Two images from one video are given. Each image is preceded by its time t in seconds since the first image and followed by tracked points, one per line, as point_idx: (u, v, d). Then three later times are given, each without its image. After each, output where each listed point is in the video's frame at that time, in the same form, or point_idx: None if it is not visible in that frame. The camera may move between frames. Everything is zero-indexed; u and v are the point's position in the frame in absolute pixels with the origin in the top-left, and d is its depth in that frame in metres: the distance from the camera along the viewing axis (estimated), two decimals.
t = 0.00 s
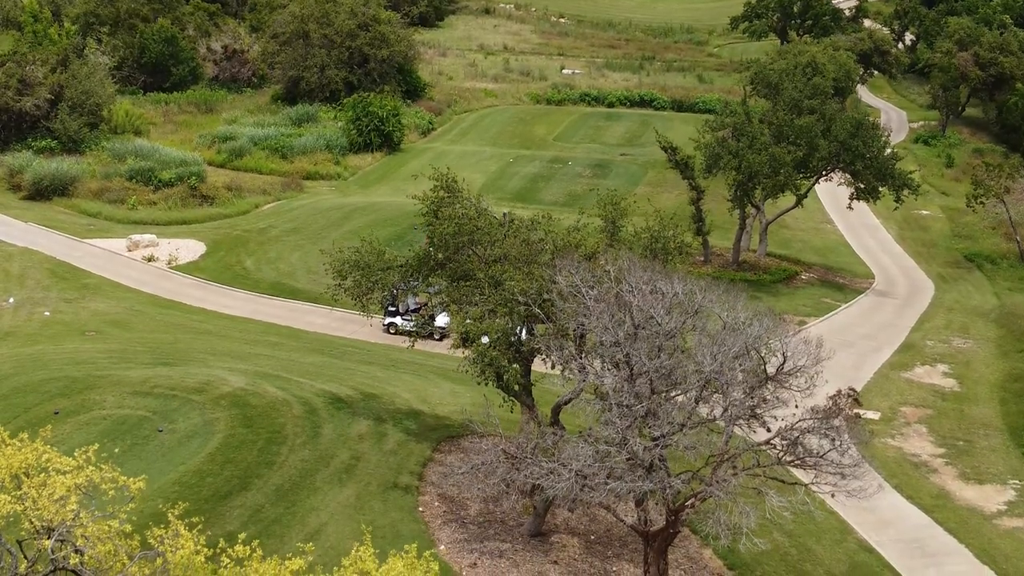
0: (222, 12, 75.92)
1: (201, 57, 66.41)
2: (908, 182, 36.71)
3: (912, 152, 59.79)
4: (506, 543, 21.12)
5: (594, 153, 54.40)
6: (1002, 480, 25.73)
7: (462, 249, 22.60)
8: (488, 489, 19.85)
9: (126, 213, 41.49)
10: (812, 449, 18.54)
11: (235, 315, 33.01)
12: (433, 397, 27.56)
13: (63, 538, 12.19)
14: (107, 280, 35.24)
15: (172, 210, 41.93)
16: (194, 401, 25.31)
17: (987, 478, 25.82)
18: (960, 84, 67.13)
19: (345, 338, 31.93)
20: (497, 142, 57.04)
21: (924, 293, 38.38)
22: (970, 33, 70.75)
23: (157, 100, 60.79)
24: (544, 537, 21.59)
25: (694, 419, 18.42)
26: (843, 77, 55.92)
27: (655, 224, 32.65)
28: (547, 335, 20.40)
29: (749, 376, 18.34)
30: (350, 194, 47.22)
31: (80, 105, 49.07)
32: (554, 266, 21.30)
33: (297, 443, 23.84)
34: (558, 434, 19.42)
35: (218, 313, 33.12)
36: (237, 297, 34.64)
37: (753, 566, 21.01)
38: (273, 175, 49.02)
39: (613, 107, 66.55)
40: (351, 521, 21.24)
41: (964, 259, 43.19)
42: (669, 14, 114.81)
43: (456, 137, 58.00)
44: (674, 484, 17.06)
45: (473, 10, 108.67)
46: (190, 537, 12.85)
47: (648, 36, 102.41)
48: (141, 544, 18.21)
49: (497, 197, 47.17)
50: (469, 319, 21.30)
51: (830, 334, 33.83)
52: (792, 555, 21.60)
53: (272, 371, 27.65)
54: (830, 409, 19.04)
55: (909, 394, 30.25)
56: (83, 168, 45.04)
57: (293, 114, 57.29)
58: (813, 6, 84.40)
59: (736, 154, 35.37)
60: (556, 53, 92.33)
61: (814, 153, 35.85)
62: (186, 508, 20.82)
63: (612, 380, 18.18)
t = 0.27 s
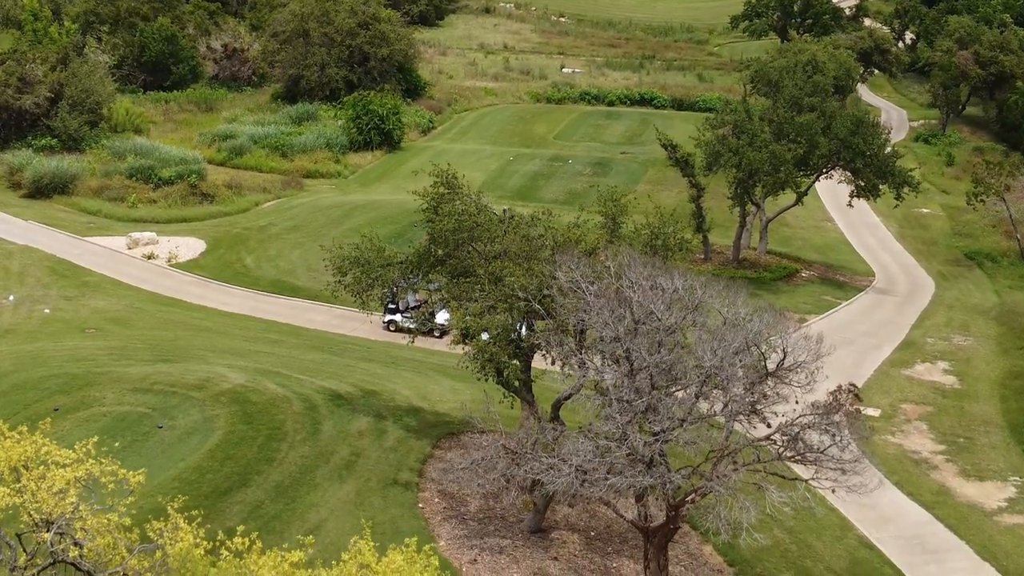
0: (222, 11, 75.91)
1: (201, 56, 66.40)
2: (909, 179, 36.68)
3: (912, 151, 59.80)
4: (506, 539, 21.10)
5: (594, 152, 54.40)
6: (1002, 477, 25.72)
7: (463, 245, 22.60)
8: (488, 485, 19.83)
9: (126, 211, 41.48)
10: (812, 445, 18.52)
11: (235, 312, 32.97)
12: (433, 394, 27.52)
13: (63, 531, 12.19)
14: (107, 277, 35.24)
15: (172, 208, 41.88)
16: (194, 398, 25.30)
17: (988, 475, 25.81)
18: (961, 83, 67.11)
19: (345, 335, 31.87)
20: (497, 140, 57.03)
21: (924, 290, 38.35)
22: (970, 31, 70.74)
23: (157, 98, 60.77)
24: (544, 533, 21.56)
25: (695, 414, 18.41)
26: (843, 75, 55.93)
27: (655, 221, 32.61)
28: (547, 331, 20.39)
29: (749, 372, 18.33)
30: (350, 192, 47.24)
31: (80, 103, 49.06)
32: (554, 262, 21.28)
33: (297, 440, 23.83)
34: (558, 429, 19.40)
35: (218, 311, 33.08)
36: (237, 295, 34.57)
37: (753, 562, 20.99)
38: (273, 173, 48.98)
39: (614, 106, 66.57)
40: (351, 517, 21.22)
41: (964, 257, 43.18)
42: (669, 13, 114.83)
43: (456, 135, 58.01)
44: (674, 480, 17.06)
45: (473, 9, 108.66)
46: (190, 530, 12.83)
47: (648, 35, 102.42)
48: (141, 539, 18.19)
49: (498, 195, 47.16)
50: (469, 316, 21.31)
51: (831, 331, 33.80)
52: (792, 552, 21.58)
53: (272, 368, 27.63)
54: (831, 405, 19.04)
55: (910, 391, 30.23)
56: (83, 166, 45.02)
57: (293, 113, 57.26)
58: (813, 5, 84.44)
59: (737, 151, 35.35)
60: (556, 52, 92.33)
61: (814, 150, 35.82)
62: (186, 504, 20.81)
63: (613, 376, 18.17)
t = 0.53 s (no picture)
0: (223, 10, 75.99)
1: (201, 54, 66.36)
2: (909, 177, 36.64)
3: (912, 149, 59.81)
4: (506, 536, 21.08)
5: (594, 150, 54.41)
6: (1002, 474, 25.71)
7: (463, 241, 22.61)
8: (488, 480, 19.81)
9: (126, 209, 41.46)
10: (812, 441, 18.51)
11: (235, 310, 32.90)
12: (433, 391, 27.45)
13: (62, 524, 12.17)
14: (107, 275, 35.25)
15: (172, 206, 41.83)
16: (194, 394, 25.29)
17: (988, 472, 25.80)
18: (961, 81, 67.11)
19: (345, 332, 31.79)
20: (497, 139, 57.00)
21: (924, 288, 38.30)
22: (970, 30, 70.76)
23: (158, 97, 60.80)
24: (544, 530, 21.54)
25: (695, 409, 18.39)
26: (843, 74, 55.96)
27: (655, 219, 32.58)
28: (547, 326, 20.37)
29: (749, 367, 18.32)
30: (350, 190, 47.23)
31: (80, 101, 48.78)
32: (554, 258, 21.25)
33: (297, 436, 23.81)
34: (558, 425, 19.37)
35: (217, 308, 33.05)
36: (237, 292, 34.50)
37: (753, 558, 20.98)
38: (273, 171, 48.91)
39: (614, 105, 66.60)
40: (351, 513, 21.22)
41: (964, 255, 43.17)
42: (670, 12, 114.81)
43: (456, 133, 58.01)
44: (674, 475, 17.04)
45: (473, 8, 108.61)
46: (189, 523, 12.83)
47: (648, 34, 102.43)
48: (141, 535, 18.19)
49: (498, 193, 47.16)
50: (469, 311, 21.34)
51: (831, 328, 33.76)
52: (792, 548, 21.55)
53: (272, 365, 27.61)
54: (831, 400, 19.03)
55: (910, 388, 30.22)
56: (83, 164, 44.99)
57: (293, 111, 57.22)
58: (813, 4, 84.50)
59: (737, 148, 35.33)
60: (556, 51, 92.36)
61: (814, 147, 35.80)
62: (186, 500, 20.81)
63: (612, 370, 18.16)
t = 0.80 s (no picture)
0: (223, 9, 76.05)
1: (201, 54, 66.33)
2: (909, 176, 36.59)
3: (912, 149, 59.81)
4: (506, 534, 21.09)
5: (594, 149, 54.40)
6: (1002, 473, 25.71)
7: (463, 240, 22.63)
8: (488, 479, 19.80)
9: (126, 208, 41.46)
10: (812, 439, 18.53)
11: (235, 309, 32.85)
12: (433, 390, 27.42)
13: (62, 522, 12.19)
14: (107, 274, 35.27)
15: (172, 205, 41.80)
16: (194, 393, 25.30)
17: (988, 471, 25.80)
18: (961, 81, 67.08)
19: (346, 332, 31.73)
20: (497, 138, 56.99)
21: (924, 287, 38.28)
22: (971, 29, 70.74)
23: (158, 96, 60.82)
24: (544, 529, 21.54)
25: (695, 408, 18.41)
26: (843, 73, 55.96)
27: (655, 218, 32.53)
28: (547, 325, 20.38)
29: (750, 365, 18.34)
30: (350, 189, 47.24)
31: (80, 100, 48.70)
32: (554, 257, 21.26)
33: (297, 435, 23.82)
34: (558, 423, 19.37)
35: (217, 307, 33.03)
36: (237, 291, 34.45)
37: (753, 557, 20.99)
38: (273, 170, 48.87)
39: (614, 104, 66.61)
40: (351, 512, 21.24)
41: (964, 255, 43.16)
42: (670, 12, 114.79)
43: (456, 133, 58.01)
44: (674, 473, 17.05)
45: (474, 7, 108.59)
46: (190, 522, 12.83)
47: (648, 33, 102.44)
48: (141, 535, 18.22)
49: (498, 193, 47.17)
50: (469, 310, 21.37)
51: (830, 327, 33.75)
52: (792, 547, 21.57)
53: (272, 364, 27.61)
54: (831, 399, 19.07)
55: (910, 387, 30.23)
56: (84, 163, 44.97)
57: (293, 110, 57.18)
58: (813, 3, 84.54)
59: (737, 148, 35.32)
60: (556, 50, 92.37)
61: (814, 146, 35.78)
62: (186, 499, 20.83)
63: (612, 369, 18.17)
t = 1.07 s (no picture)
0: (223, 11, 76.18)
1: (201, 56, 66.33)
2: (909, 180, 36.57)
3: (912, 151, 59.84)
4: (506, 542, 21.12)
5: (594, 152, 54.43)
6: (1002, 479, 25.75)
7: (463, 248, 22.60)
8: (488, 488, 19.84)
9: (127, 212, 41.49)
10: (812, 448, 18.62)
11: (235, 314, 32.83)
12: (433, 395, 27.43)
13: (64, 537, 12.20)
14: (108, 279, 35.32)
15: (173, 209, 41.81)
16: (195, 400, 25.33)
17: (988, 477, 25.84)
18: (961, 83, 67.06)
19: (346, 337, 31.71)
20: (497, 141, 57.06)
21: (924, 291, 38.30)
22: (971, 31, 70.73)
23: (158, 98, 60.85)
24: (544, 536, 21.59)
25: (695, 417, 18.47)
26: (843, 76, 55.98)
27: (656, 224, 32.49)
28: (547, 333, 20.42)
29: (750, 374, 18.40)
30: (350, 193, 47.28)
31: (81, 104, 48.70)
32: (554, 266, 21.26)
33: (298, 442, 23.87)
34: (558, 432, 19.42)
35: (218, 312, 33.04)
36: (238, 296, 34.43)
37: (752, 565, 21.05)
38: (273, 174, 48.90)
39: (614, 106, 66.62)
40: (352, 519, 21.29)
41: (964, 258, 43.20)
42: (670, 13, 114.84)
43: (457, 136, 58.02)
44: (674, 483, 17.13)
45: (474, 8, 108.58)
46: (191, 536, 12.85)
47: (648, 35, 102.47)
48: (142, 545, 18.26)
49: (498, 197, 47.20)
50: (470, 318, 21.41)
51: (830, 332, 33.76)
52: (792, 554, 21.62)
53: (273, 370, 27.63)
54: (831, 408, 19.15)
55: (910, 393, 30.27)
56: (84, 167, 44.98)
57: (294, 113, 57.17)
58: (813, 5, 84.56)
59: (737, 152, 35.33)
60: (557, 52, 92.37)
61: (814, 151, 35.77)
62: (186, 507, 20.88)
63: (613, 378, 18.21)
